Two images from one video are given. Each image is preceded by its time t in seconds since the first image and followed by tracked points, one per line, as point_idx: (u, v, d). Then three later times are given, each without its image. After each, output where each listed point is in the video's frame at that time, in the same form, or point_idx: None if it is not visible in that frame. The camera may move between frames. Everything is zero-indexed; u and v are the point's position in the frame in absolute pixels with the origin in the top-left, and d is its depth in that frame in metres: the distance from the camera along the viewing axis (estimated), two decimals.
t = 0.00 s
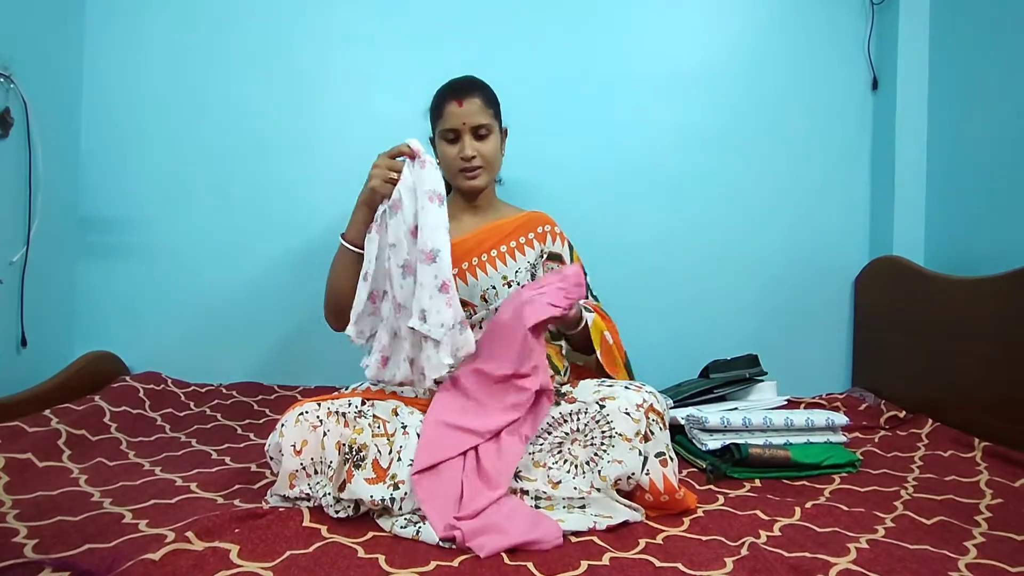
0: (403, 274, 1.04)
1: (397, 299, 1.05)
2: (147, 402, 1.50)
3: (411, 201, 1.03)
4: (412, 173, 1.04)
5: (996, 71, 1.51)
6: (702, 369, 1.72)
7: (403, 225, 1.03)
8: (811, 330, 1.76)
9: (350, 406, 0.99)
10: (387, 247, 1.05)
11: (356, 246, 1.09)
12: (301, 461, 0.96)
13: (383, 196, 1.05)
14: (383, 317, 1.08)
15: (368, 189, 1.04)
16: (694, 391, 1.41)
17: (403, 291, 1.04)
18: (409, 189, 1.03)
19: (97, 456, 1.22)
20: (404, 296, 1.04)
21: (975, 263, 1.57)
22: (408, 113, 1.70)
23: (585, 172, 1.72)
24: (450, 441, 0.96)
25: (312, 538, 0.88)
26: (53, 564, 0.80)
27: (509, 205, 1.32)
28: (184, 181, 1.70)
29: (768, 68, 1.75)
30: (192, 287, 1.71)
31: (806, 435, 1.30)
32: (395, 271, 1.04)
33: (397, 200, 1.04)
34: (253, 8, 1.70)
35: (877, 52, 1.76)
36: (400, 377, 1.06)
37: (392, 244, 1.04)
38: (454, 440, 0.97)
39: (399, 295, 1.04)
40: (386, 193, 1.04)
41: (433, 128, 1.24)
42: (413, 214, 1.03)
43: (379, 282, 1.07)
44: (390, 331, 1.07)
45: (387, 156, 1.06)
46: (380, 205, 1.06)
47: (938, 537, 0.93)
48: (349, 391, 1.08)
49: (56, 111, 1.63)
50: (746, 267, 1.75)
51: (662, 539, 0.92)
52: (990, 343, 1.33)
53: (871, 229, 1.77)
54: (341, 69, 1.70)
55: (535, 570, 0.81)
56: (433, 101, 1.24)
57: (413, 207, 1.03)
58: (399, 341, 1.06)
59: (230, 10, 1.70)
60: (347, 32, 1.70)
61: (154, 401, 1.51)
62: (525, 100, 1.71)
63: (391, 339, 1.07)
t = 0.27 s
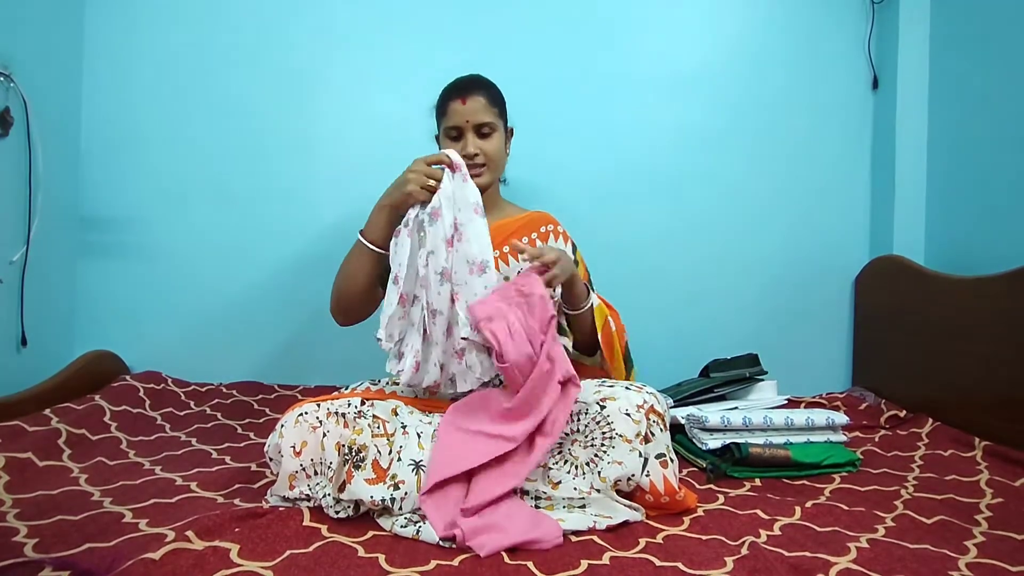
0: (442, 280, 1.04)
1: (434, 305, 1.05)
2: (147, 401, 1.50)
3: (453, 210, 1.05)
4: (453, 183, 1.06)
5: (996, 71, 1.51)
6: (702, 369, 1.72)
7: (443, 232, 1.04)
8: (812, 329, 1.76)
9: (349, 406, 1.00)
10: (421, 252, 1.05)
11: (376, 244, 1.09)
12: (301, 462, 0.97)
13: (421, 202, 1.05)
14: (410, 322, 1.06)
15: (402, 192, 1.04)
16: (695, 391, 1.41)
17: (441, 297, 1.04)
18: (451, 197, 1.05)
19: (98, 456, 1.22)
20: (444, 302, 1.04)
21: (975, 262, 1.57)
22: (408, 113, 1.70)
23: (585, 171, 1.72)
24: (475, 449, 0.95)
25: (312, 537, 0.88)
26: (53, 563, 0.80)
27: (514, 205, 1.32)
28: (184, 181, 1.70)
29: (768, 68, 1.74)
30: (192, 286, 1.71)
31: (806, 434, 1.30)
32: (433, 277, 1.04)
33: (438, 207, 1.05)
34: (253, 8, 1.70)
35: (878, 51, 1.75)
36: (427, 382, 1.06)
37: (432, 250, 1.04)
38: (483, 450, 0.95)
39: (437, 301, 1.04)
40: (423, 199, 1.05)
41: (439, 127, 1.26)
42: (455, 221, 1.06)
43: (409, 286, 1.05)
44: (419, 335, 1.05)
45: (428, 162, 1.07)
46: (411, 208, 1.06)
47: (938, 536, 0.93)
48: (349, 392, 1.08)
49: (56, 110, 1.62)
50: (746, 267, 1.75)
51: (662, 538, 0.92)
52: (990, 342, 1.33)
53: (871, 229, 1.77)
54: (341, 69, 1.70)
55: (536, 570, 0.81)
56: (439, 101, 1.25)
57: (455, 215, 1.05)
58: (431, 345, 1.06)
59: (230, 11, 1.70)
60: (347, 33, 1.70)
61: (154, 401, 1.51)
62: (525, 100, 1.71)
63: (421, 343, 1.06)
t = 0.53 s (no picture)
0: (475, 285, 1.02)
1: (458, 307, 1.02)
2: (147, 400, 1.50)
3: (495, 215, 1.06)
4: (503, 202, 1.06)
5: (997, 70, 1.51)
6: (702, 368, 1.72)
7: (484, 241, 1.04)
8: (813, 327, 1.76)
9: (350, 405, 0.99)
10: (456, 253, 1.04)
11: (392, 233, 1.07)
12: (301, 461, 0.97)
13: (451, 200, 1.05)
14: (426, 312, 1.00)
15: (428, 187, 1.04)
16: (695, 390, 1.41)
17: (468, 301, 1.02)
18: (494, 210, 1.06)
19: (98, 455, 1.22)
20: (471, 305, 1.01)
21: (976, 261, 1.57)
22: (408, 113, 1.70)
23: (586, 170, 1.72)
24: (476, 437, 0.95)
25: (313, 536, 0.88)
26: (53, 563, 0.80)
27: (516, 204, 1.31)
28: (184, 180, 1.70)
29: (769, 68, 1.74)
30: (193, 285, 1.71)
31: (806, 433, 1.31)
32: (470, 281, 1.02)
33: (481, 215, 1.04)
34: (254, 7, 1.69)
35: (879, 50, 1.75)
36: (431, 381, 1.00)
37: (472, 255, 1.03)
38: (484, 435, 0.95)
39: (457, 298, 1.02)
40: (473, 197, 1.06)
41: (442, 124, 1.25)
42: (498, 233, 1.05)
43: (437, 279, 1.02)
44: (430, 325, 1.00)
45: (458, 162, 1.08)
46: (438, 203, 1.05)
47: (938, 535, 0.93)
48: (349, 390, 1.07)
49: (56, 109, 1.62)
50: (746, 266, 1.75)
51: (662, 537, 0.92)
52: (991, 342, 1.33)
53: (871, 228, 1.77)
54: (341, 69, 1.70)
55: (536, 569, 0.81)
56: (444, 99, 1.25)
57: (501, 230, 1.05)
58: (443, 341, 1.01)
59: (230, 10, 1.69)
60: (347, 33, 1.70)
61: (154, 400, 1.51)
62: (526, 99, 1.71)
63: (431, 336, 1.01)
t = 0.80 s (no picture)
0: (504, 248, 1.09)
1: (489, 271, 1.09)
2: (147, 399, 1.50)
3: (466, 171, 1.09)
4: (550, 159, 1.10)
5: (998, 69, 1.51)
6: (703, 367, 1.72)
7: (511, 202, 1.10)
8: (813, 326, 1.76)
9: (350, 404, 0.98)
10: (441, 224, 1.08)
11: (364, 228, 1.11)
12: (301, 459, 0.97)
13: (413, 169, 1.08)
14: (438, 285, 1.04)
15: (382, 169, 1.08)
16: (696, 389, 1.41)
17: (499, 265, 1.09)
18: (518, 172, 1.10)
19: (98, 454, 1.22)
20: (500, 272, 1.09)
21: (976, 260, 1.56)
22: (408, 113, 1.70)
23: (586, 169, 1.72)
24: (492, 390, 1.00)
25: (313, 536, 0.88)
26: (54, 562, 0.80)
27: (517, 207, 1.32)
28: (184, 180, 1.70)
29: (769, 67, 1.74)
30: (193, 284, 1.71)
31: (807, 432, 1.31)
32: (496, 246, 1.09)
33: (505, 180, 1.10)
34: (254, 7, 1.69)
35: (880, 49, 1.75)
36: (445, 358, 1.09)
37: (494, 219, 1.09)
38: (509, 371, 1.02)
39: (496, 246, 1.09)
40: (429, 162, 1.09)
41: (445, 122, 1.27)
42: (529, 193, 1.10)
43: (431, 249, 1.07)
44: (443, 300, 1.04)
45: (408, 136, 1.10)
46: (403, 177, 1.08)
47: (939, 534, 0.93)
48: (350, 388, 1.06)
49: (56, 109, 1.62)
50: (746, 265, 1.74)
51: (663, 536, 0.92)
52: (992, 341, 1.33)
53: (872, 227, 1.77)
54: (341, 68, 1.70)
55: (536, 569, 0.81)
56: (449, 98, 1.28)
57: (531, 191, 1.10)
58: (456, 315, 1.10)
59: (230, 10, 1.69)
60: (347, 33, 1.69)
61: (154, 399, 1.51)
62: (526, 98, 1.71)
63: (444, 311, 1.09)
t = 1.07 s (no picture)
0: (487, 249, 1.15)
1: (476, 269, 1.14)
2: (148, 399, 1.50)
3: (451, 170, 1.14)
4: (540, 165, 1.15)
5: (998, 68, 1.50)
6: (703, 366, 1.72)
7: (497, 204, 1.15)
8: (814, 325, 1.76)
9: (351, 402, 0.98)
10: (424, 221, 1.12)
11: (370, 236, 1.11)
12: (301, 457, 0.98)
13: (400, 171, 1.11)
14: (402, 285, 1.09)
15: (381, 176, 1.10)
16: (696, 388, 1.41)
17: (486, 264, 1.14)
18: (508, 177, 1.15)
19: (98, 453, 1.22)
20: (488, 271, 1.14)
21: (977, 259, 1.56)
22: (408, 113, 1.70)
23: (586, 169, 1.71)
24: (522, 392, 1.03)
25: (313, 535, 0.88)
26: (54, 561, 0.80)
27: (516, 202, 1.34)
28: (185, 179, 1.70)
29: (769, 66, 1.74)
30: (193, 284, 1.71)
31: (808, 432, 1.30)
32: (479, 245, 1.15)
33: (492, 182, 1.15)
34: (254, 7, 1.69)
35: (880, 48, 1.75)
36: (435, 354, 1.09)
37: (478, 218, 1.15)
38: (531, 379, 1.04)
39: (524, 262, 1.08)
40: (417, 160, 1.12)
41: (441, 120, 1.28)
42: (517, 196, 1.15)
43: (412, 240, 1.12)
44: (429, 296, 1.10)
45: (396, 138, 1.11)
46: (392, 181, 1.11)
47: (940, 534, 0.93)
48: (350, 387, 1.06)
49: (56, 108, 1.62)
50: (747, 264, 1.74)
51: (663, 535, 0.92)
52: (992, 340, 1.33)
53: (873, 226, 1.77)
54: (341, 68, 1.70)
55: (537, 568, 0.81)
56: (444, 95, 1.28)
57: (519, 195, 1.15)
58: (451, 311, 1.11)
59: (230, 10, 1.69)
60: (347, 32, 1.69)
61: (155, 398, 1.51)
62: (526, 98, 1.70)
63: (437, 303, 1.10)
